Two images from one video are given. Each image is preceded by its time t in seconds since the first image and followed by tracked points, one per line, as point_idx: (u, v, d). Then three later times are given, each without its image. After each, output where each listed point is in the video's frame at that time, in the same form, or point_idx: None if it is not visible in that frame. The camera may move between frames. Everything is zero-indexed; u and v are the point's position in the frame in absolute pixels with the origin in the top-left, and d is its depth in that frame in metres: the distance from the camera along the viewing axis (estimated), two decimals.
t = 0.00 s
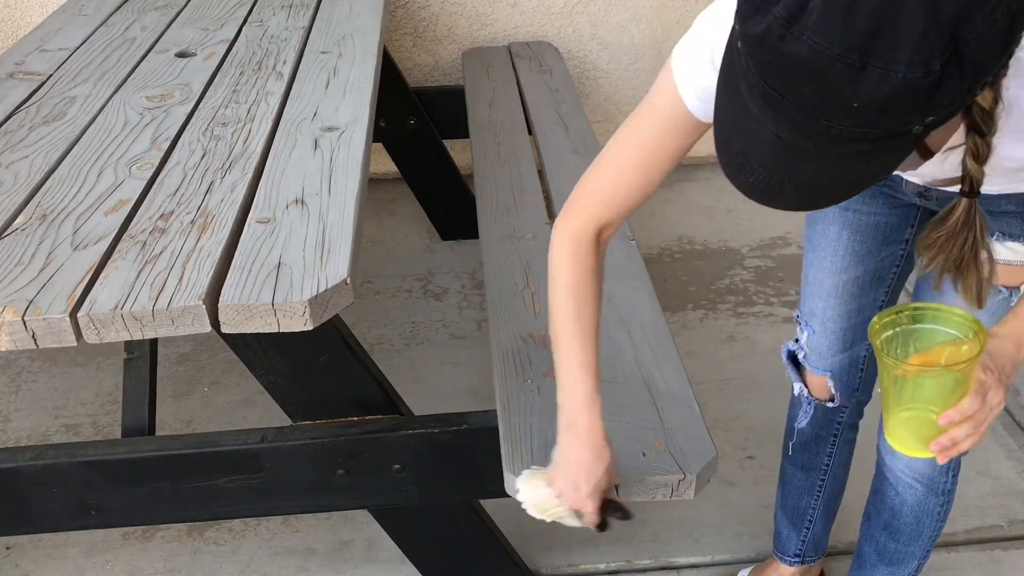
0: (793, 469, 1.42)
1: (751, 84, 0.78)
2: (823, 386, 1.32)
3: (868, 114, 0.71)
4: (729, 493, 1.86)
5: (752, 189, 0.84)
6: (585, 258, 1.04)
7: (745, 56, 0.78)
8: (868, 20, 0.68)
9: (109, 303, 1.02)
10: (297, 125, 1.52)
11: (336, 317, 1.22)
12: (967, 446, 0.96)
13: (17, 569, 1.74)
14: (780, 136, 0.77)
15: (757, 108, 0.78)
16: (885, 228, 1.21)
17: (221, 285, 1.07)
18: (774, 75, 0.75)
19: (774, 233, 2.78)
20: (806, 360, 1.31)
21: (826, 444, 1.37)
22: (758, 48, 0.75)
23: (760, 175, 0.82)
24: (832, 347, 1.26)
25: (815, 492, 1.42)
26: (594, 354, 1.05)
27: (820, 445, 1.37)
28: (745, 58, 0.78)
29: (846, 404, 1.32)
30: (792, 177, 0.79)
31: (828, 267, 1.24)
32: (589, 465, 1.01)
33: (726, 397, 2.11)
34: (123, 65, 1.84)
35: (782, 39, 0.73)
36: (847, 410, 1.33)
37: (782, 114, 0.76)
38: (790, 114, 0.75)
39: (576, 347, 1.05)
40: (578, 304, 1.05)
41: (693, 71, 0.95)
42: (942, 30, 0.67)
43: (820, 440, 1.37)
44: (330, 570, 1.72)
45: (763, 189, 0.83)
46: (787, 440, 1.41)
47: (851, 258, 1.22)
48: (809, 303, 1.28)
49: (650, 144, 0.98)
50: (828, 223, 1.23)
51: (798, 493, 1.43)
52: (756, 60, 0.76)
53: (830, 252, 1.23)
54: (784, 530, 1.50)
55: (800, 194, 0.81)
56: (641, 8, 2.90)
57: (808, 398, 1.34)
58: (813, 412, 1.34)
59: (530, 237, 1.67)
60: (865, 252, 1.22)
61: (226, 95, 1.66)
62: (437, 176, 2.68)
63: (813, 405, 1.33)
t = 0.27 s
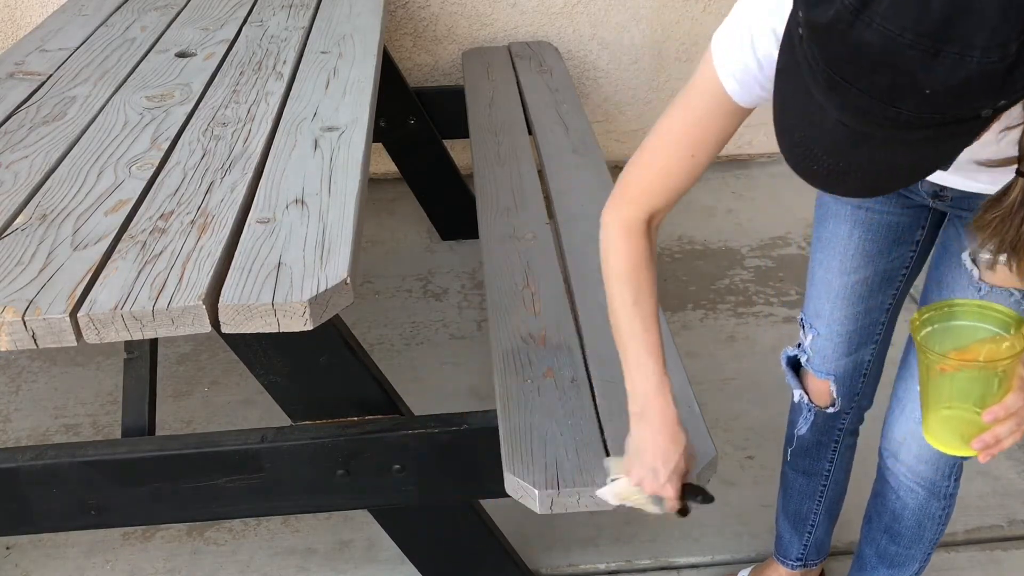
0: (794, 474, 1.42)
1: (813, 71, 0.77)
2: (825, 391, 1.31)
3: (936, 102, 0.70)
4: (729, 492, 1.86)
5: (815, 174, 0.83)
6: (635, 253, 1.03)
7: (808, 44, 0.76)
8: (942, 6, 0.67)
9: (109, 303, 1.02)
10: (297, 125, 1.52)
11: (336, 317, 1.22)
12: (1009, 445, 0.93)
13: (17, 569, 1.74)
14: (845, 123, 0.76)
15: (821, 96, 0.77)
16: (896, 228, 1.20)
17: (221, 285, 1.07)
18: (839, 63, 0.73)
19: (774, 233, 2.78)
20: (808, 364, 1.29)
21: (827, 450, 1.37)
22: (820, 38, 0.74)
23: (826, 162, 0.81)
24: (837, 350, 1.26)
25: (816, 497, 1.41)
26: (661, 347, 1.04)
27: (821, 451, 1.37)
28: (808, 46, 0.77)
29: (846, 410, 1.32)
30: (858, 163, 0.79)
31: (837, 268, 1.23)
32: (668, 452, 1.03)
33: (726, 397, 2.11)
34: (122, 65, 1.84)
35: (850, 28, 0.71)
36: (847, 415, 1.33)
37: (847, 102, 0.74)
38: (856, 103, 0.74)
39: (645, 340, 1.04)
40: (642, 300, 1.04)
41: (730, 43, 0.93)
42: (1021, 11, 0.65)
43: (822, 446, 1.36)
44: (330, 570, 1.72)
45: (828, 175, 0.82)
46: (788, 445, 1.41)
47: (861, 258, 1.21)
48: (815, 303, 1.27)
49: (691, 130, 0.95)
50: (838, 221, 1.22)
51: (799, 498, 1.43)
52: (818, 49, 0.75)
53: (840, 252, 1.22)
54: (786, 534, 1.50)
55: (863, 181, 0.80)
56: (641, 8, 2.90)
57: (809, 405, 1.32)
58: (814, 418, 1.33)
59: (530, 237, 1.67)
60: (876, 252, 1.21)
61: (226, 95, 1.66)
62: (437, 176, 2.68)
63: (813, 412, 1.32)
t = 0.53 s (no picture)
0: (821, 473, 1.44)
1: (880, 48, 0.76)
2: (842, 397, 1.33)
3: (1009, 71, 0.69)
4: (729, 492, 1.86)
5: (883, 157, 0.81)
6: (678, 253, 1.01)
7: (877, 19, 0.76)
8: None
9: (109, 303, 1.02)
10: (297, 125, 1.52)
11: (336, 317, 1.22)
12: None
13: (17, 569, 1.74)
14: (914, 99, 0.75)
15: (889, 74, 0.76)
16: (902, 229, 1.20)
17: (221, 285, 1.07)
18: (907, 37, 0.72)
19: (774, 233, 2.78)
20: (824, 369, 1.31)
21: (851, 450, 1.39)
22: (886, 13, 0.74)
23: (890, 142, 0.79)
24: (853, 354, 1.28)
25: (845, 494, 1.43)
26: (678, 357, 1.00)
27: (847, 452, 1.40)
28: (876, 24, 0.76)
29: (865, 412, 1.34)
30: (927, 142, 0.77)
31: (847, 271, 1.23)
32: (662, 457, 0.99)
33: (726, 397, 2.11)
34: (123, 65, 1.84)
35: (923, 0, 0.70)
36: (868, 417, 1.35)
37: (915, 79, 0.74)
38: (925, 78, 0.73)
39: (661, 350, 0.99)
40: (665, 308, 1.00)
41: (756, 37, 0.95)
42: None
43: (845, 447, 1.39)
44: (330, 570, 1.72)
45: (893, 158, 0.80)
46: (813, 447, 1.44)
47: (870, 260, 1.22)
48: (828, 308, 1.27)
49: (729, 120, 0.95)
50: (844, 225, 1.22)
51: (828, 496, 1.45)
52: (884, 26, 0.75)
53: (849, 256, 1.23)
54: (818, 529, 1.51)
55: (929, 162, 0.78)
56: (641, 9, 2.90)
57: (828, 413, 1.35)
58: (834, 423, 1.36)
59: (530, 237, 1.67)
60: (884, 254, 1.21)
61: (226, 95, 1.66)
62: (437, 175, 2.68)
63: (831, 418, 1.35)
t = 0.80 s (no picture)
0: (821, 467, 1.44)
1: (927, 50, 0.78)
2: (839, 389, 1.33)
3: None
4: (729, 492, 1.86)
5: (930, 157, 0.82)
6: (701, 262, 1.02)
7: (925, 22, 0.78)
8: None
9: (109, 303, 1.02)
10: (297, 125, 1.52)
11: (336, 317, 1.22)
12: None
13: (17, 569, 1.74)
14: (962, 100, 0.77)
15: (938, 76, 0.78)
16: (893, 226, 1.20)
17: (221, 285, 1.07)
18: (956, 38, 0.74)
19: (774, 233, 2.78)
20: (821, 364, 1.31)
21: (851, 443, 1.39)
22: (934, 14, 0.76)
23: (936, 141, 0.80)
24: (848, 349, 1.28)
25: (845, 487, 1.43)
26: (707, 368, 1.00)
27: (846, 445, 1.39)
28: (924, 26, 0.78)
29: (864, 405, 1.34)
30: (977, 141, 0.78)
31: (840, 269, 1.23)
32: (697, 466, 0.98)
33: (726, 397, 2.11)
34: (122, 65, 1.84)
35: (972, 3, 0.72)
36: (867, 410, 1.35)
37: (964, 79, 0.75)
38: (974, 79, 0.74)
39: (689, 361, 1.00)
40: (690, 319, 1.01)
41: (769, 41, 0.95)
42: None
43: (845, 441, 1.39)
44: (330, 569, 1.72)
45: (941, 157, 0.81)
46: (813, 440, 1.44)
47: (862, 258, 1.22)
48: (822, 305, 1.28)
49: (755, 121, 0.95)
50: (837, 223, 1.22)
51: (828, 489, 1.45)
52: (932, 27, 0.77)
53: (841, 253, 1.23)
54: (819, 523, 1.51)
55: (978, 160, 0.79)
56: (641, 9, 2.90)
57: (827, 404, 1.36)
58: (833, 416, 1.36)
59: (530, 237, 1.67)
60: (876, 250, 1.21)
61: (226, 95, 1.66)
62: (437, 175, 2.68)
63: (831, 410, 1.35)
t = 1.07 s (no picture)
0: (820, 467, 1.44)
1: (948, 57, 0.76)
2: (838, 389, 1.33)
3: None
4: (729, 492, 1.86)
5: (950, 164, 0.80)
6: (712, 264, 1.01)
7: (944, 29, 0.76)
8: None
9: (109, 303, 1.02)
10: (296, 125, 1.52)
11: (336, 316, 1.22)
12: None
13: (17, 569, 1.74)
14: (984, 107, 0.74)
15: (959, 82, 0.76)
16: (889, 226, 1.20)
17: (221, 285, 1.07)
18: (980, 44, 0.72)
19: (774, 233, 2.78)
20: (818, 364, 1.31)
21: (849, 443, 1.39)
22: (955, 20, 0.74)
23: (959, 149, 0.78)
24: (845, 349, 1.28)
25: (844, 486, 1.43)
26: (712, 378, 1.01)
27: (844, 445, 1.40)
28: (944, 33, 0.76)
29: (863, 404, 1.34)
30: (1000, 149, 0.75)
31: (835, 270, 1.23)
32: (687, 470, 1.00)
33: (726, 397, 2.11)
34: (122, 65, 1.84)
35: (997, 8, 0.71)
36: (866, 409, 1.36)
37: (987, 85, 0.73)
38: (998, 85, 0.72)
39: (695, 367, 1.01)
40: (695, 322, 1.01)
41: (773, 44, 0.93)
42: None
43: (843, 440, 1.39)
44: (330, 569, 1.72)
45: (962, 164, 0.79)
46: (812, 439, 1.44)
47: (858, 258, 1.22)
48: (819, 306, 1.28)
49: (766, 124, 0.94)
50: (832, 224, 1.22)
51: (827, 488, 1.45)
52: (953, 34, 0.75)
53: (837, 255, 1.23)
54: (818, 522, 1.51)
55: (1001, 167, 0.77)
56: (641, 9, 2.90)
57: (826, 404, 1.36)
58: (832, 417, 1.36)
59: (530, 237, 1.67)
60: (872, 250, 1.21)
61: (226, 95, 1.66)
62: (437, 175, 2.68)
63: (830, 410, 1.35)
